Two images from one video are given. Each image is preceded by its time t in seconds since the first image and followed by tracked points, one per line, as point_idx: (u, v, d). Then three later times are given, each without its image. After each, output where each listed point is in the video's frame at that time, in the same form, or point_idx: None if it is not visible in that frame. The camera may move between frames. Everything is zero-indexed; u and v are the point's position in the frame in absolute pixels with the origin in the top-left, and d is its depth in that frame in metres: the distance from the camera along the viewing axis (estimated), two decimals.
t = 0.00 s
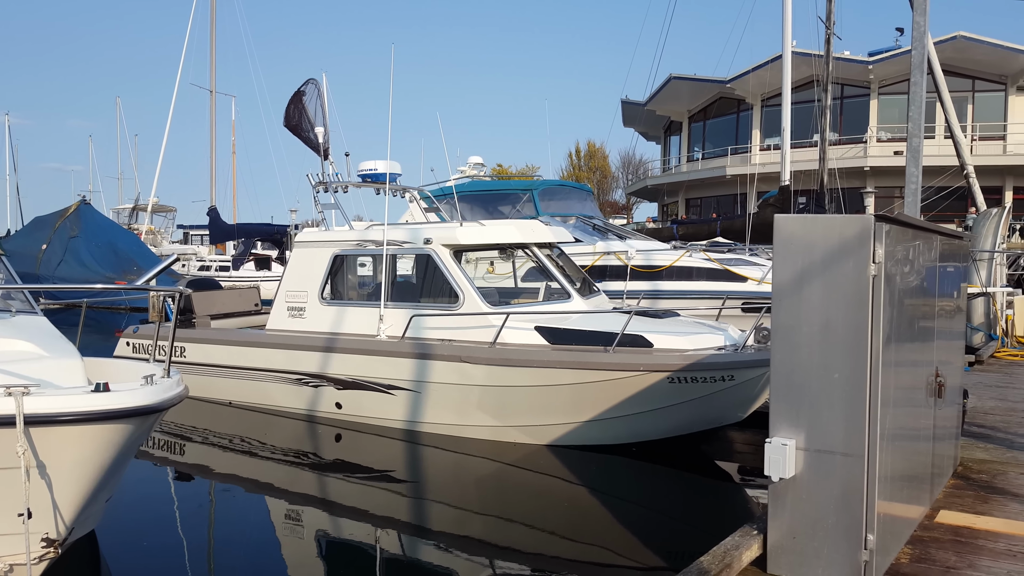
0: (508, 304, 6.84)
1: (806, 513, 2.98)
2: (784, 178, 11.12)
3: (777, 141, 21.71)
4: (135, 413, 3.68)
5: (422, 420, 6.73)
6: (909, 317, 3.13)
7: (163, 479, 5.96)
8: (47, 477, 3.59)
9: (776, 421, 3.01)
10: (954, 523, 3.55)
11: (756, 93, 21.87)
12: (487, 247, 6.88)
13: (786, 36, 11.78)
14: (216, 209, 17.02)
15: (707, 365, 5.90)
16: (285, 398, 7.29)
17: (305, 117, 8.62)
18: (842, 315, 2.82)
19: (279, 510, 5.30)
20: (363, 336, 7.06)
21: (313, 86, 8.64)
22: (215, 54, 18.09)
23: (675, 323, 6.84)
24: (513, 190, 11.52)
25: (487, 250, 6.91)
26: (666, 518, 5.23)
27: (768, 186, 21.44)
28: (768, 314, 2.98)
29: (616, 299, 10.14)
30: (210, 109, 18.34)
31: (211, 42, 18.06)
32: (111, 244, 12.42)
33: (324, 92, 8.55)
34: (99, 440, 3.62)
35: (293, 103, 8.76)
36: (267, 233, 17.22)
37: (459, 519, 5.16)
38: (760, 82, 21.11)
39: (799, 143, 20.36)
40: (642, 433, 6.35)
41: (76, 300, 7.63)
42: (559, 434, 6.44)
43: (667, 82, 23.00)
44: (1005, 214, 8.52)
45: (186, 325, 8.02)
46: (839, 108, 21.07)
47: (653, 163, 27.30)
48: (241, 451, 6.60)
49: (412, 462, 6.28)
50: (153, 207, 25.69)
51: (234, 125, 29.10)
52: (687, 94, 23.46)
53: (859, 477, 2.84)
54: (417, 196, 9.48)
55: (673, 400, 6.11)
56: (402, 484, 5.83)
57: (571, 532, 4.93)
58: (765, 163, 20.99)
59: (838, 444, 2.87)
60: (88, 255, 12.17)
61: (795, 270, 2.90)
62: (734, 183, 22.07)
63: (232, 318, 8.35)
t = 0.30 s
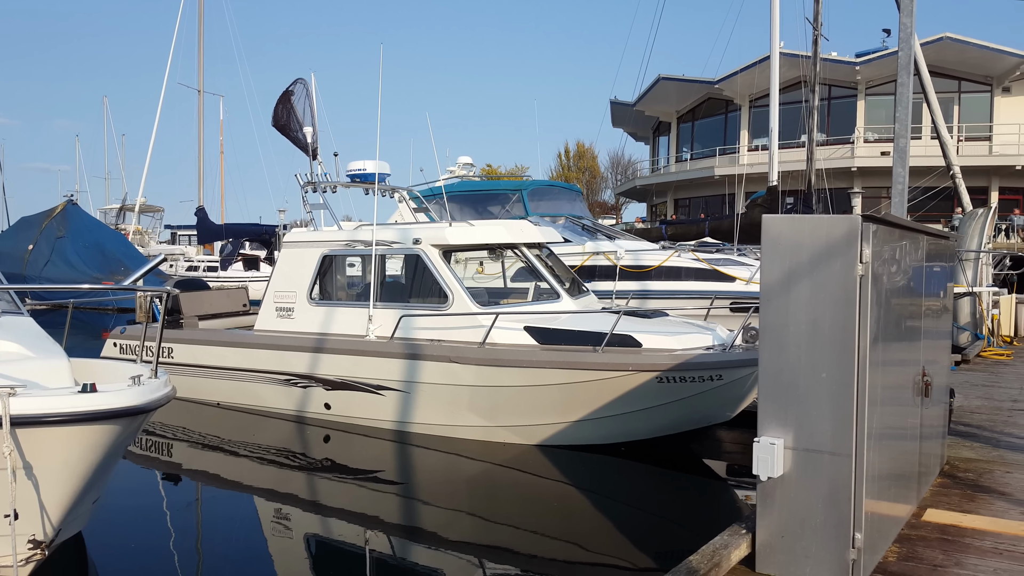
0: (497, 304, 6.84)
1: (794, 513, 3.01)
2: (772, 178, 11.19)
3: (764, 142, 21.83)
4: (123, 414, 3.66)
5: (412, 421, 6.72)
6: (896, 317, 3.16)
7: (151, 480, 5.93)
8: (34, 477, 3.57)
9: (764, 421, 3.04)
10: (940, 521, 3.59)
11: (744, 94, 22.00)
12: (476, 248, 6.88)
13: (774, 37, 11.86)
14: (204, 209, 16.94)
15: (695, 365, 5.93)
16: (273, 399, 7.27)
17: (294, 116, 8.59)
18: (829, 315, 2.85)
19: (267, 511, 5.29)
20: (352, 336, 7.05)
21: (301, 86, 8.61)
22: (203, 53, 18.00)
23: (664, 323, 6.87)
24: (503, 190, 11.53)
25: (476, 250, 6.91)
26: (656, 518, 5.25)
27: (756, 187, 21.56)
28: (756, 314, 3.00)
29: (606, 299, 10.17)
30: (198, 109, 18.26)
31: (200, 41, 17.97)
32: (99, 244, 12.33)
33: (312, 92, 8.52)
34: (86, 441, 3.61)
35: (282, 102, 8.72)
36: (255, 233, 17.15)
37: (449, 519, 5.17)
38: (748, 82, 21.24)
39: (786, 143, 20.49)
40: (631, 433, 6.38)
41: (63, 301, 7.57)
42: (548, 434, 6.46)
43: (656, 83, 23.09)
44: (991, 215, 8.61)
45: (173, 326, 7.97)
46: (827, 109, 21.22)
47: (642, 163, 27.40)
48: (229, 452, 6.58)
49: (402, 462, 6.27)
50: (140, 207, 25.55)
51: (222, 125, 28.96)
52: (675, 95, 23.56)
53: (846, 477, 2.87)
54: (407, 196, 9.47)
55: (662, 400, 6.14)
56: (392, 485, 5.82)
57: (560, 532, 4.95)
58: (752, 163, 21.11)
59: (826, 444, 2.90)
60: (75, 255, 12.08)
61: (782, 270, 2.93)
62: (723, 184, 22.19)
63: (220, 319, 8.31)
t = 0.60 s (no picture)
0: (487, 304, 6.85)
1: (783, 512, 3.03)
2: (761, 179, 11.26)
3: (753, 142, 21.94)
4: (111, 415, 3.63)
5: (402, 422, 6.72)
6: (884, 316, 3.19)
7: (140, 481, 5.89)
8: (21, 479, 3.54)
9: (754, 420, 3.06)
10: (928, 519, 3.63)
11: (733, 95, 22.11)
12: (466, 248, 6.88)
13: (763, 37, 11.93)
14: (193, 209, 16.85)
15: (684, 365, 5.96)
16: (263, 400, 7.24)
17: (283, 116, 8.56)
18: (818, 315, 2.87)
19: (257, 512, 5.27)
20: (343, 337, 7.03)
21: (290, 85, 8.58)
22: (192, 52, 17.91)
23: (654, 323, 6.89)
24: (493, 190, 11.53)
25: (466, 250, 6.91)
26: (646, 517, 5.27)
27: (745, 187, 21.66)
28: (746, 314, 3.02)
29: (596, 299, 10.20)
30: (187, 108, 18.16)
31: (189, 41, 17.88)
32: (87, 245, 12.25)
33: (302, 92, 8.49)
34: (73, 442, 3.58)
35: (271, 102, 8.69)
36: (245, 233, 17.10)
37: (439, 519, 5.18)
38: (737, 83, 21.35)
39: (775, 144, 20.61)
40: (622, 433, 6.40)
41: (50, 301, 7.52)
42: (539, 434, 6.47)
43: (645, 84, 23.17)
44: (977, 215, 8.69)
45: (161, 326, 7.93)
46: (815, 110, 21.35)
47: (632, 164, 27.48)
48: (219, 453, 6.55)
49: (393, 463, 6.27)
50: (129, 207, 25.41)
51: (212, 125, 28.82)
52: (665, 95, 23.64)
53: (835, 476, 2.89)
54: (397, 197, 9.46)
55: (652, 400, 6.16)
56: (382, 485, 5.82)
57: (550, 532, 4.96)
58: (742, 163, 21.21)
59: (815, 443, 2.92)
60: (63, 256, 11.99)
61: (771, 271, 2.95)
62: (712, 184, 22.30)
63: (209, 320, 8.26)
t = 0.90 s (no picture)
0: (477, 304, 6.84)
1: (773, 511, 3.05)
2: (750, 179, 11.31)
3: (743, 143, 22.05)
4: (99, 416, 3.61)
5: (393, 422, 6.71)
6: (873, 316, 3.22)
7: (129, 482, 5.86)
8: (9, 481, 3.52)
9: (744, 420, 3.08)
10: (917, 518, 3.66)
11: (722, 95, 22.21)
12: (457, 248, 6.88)
13: (752, 38, 12.00)
14: (182, 210, 16.76)
15: (674, 364, 5.98)
16: (253, 401, 7.21)
17: (272, 116, 8.52)
18: (807, 315, 2.89)
19: (247, 513, 5.25)
20: (333, 337, 7.01)
21: (280, 85, 8.56)
22: (181, 52, 17.82)
23: (644, 323, 6.91)
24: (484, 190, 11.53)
25: (457, 251, 6.91)
26: (638, 517, 5.29)
27: (735, 188, 21.76)
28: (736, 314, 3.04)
29: (586, 299, 10.22)
30: (176, 107, 18.06)
31: (178, 40, 17.79)
32: (75, 245, 12.17)
33: (291, 92, 8.47)
34: (61, 443, 3.56)
35: (260, 102, 8.65)
36: (234, 234, 17.03)
37: (431, 519, 5.18)
38: (726, 84, 21.44)
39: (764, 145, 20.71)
40: (612, 432, 6.41)
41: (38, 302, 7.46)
42: (530, 434, 6.48)
43: (635, 84, 23.24)
44: (965, 215, 8.77)
45: (150, 327, 7.89)
46: (804, 110, 21.48)
47: (622, 164, 27.55)
48: (209, 454, 6.52)
49: (384, 464, 6.26)
50: (117, 208, 25.24)
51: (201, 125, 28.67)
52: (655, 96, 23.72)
53: (824, 475, 2.91)
54: (387, 197, 9.44)
55: (642, 400, 6.18)
56: (373, 485, 5.81)
57: (541, 531, 4.97)
58: (731, 164, 21.31)
59: (804, 442, 2.95)
60: (51, 256, 11.90)
61: (760, 271, 2.97)
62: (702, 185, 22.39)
63: (198, 320, 8.22)
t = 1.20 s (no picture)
0: (468, 305, 6.85)
1: (762, 510, 3.07)
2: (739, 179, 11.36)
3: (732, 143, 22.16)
4: (87, 417, 3.59)
5: (384, 423, 6.70)
6: (861, 316, 3.25)
7: (117, 484, 5.82)
8: None
9: (734, 419, 3.10)
10: (904, 516, 3.69)
11: (712, 96, 22.30)
12: (447, 248, 6.88)
13: (740, 39, 12.05)
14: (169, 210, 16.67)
15: (664, 364, 6.00)
16: (242, 401, 7.18)
17: (261, 115, 8.49)
18: (795, 314, 2.91)
19: (236, 514, 5.23)
20: (323, 337, 6.99)
21: (269, 85, 8.53)
22: (169, 51, 17.72)
23: (634, 323, 6.93)
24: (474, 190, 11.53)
25: (447, 251, 6.91)
26: (628, 516, 5.31)
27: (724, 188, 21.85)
28: (725, 314, 3.06)
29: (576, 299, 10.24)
30: (164, 106, 17.96)
31: (165, 40, 17.69)
32: (62, 245, 12.09)
33: (280, 91, 8.44)
34: (48, 445, 3.54)
35: (249, 101, 8.62)
36: (223, 234, 16.94)
37: (421, 520, 5.18)
38: (715, 84, 21.53)
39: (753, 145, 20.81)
40: (602, 432, 6.43)
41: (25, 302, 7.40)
42: (520, 434, 6.48)
43: (625, 85, 23.30)
44: (952, 215, 8.84)
45: (138, 328, 7.84)
46: (792, 111, 21.60)
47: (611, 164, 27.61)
48: (198, 456, 6.49)
49: (374, 464, 6.25)
50: (104, 207, 25.06)
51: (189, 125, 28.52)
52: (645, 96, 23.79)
53: (813, 474, 2.94)
54: (377, 197, 9.42)
55: (632, 399, 6.20)
56: (364, 486, 5.80)
57: (532, 531, 4.98)
58: (720, 164, 21.40)
59: (794, 441, 2.97)
60: (38, 256, 11.79)
61: (750, 271, 2.99)
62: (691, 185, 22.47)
63: (187, 320, 8.17)
